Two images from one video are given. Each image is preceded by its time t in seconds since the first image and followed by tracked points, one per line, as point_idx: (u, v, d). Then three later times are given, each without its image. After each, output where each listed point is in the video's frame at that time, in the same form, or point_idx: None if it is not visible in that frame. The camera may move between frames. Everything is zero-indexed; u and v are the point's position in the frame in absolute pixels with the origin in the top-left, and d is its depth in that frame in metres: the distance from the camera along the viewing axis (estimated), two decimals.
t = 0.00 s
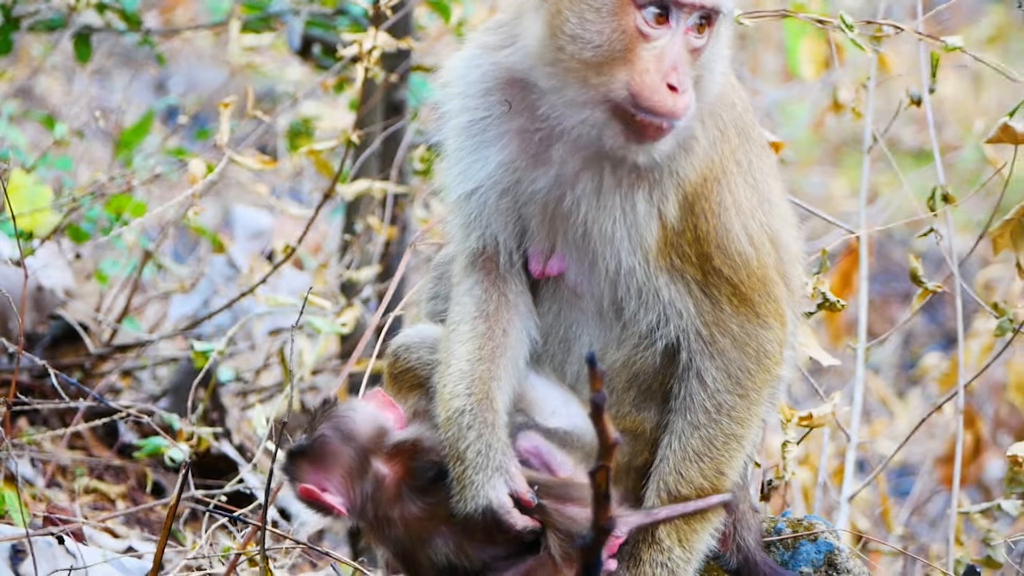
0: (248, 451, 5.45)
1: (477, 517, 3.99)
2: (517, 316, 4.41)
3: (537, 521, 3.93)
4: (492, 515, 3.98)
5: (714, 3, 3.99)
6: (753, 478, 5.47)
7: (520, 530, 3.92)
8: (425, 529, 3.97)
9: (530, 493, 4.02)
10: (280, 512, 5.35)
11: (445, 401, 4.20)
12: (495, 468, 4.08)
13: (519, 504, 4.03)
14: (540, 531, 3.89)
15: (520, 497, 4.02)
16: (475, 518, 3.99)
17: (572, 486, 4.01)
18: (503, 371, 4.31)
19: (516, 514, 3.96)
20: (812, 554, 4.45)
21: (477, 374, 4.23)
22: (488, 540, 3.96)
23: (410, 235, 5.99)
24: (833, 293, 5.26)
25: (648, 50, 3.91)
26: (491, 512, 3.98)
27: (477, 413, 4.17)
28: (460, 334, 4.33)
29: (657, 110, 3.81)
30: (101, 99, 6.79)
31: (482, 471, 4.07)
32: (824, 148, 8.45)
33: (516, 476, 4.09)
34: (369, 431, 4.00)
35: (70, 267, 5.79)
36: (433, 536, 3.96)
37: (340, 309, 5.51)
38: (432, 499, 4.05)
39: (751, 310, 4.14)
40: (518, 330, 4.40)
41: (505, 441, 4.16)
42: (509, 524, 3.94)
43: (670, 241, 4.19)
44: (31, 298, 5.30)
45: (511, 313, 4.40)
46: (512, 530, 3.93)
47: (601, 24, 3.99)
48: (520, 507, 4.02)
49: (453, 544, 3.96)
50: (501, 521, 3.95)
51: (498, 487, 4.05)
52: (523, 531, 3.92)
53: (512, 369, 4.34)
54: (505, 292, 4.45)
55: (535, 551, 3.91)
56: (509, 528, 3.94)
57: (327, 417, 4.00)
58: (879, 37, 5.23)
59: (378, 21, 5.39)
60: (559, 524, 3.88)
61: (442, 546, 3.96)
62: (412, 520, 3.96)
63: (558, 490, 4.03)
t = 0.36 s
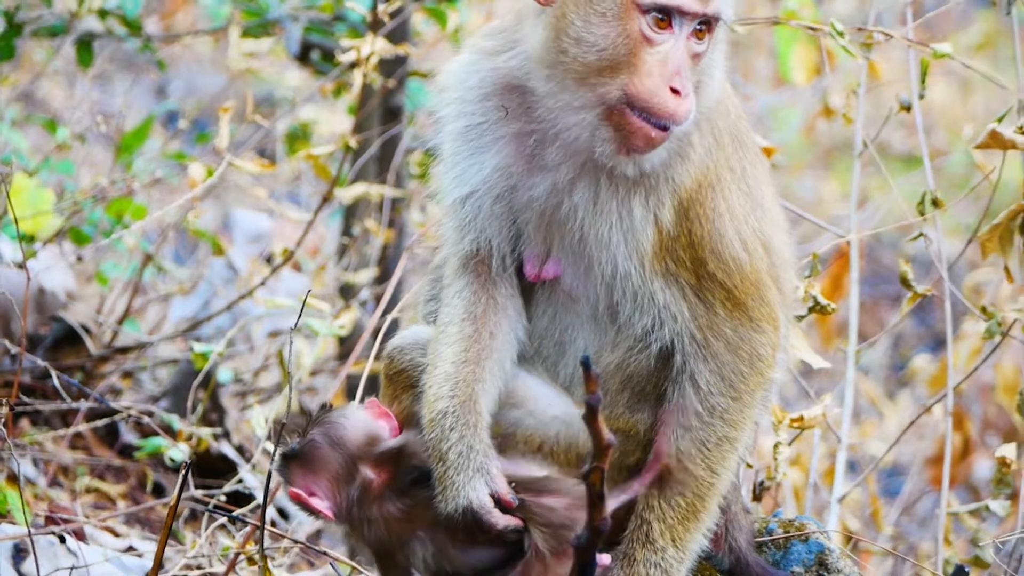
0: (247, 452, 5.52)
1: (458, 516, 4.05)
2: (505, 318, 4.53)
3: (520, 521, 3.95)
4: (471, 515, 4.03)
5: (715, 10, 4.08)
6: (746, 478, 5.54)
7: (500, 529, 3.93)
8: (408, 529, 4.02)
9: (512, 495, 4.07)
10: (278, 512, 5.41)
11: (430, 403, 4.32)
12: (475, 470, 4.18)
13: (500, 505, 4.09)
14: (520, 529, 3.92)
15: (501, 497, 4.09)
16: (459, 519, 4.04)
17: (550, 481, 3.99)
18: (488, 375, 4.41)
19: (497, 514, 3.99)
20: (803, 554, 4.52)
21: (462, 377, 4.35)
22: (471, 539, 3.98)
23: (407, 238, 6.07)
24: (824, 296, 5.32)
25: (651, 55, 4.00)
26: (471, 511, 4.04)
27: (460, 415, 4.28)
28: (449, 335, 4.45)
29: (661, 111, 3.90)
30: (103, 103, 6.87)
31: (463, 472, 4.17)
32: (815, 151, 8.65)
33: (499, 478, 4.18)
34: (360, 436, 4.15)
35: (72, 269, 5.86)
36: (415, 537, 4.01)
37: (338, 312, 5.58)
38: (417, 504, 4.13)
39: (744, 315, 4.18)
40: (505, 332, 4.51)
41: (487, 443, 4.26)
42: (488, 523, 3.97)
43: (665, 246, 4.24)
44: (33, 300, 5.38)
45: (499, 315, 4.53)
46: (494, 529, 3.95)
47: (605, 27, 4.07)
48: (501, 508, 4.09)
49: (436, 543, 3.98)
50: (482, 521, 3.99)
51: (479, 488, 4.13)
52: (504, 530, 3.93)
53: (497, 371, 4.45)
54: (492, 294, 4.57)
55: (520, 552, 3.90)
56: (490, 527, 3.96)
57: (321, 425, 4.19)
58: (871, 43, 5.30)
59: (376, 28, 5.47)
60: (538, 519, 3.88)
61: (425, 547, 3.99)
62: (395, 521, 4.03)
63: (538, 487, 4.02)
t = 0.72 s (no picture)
0: (253, 453, 5.76)
1: (429, 509, 4.29)
2: (484, 321, 4.76)
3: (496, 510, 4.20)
4: (444, 506, 4.27)
5: (708, 31, 4.34)
6: (731, 479, 5.79)
7: (476, 525, 4.13)
8: (390, 531, 4.23)
9: (480, 485, 4.37)
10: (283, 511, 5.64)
11: (405, 404, 4.59)
12: (444, 463, 4.43)
13: (470, 496, 4.36)
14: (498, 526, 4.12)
15: (470, 488, 4.37)
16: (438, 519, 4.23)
17: (517, 468, 4.36)
18: (462, 376, 4.64)
19: (469, 505, 4.24)
20: (786, 552, 4.74)
21: (435, 378, 4.60)
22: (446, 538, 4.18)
23: (406, 249, 6.32)
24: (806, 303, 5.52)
25: (648, 73, 4.27)
26: (442, 502, 4.29)
27: (430, 414, 4.53)
28: (428, 339, 4.71)
29: (651, 124, 4.17)
30: (114, 118, 7.15)
31: (432, 467, 4.42)
32: (797, 166, 8.98)
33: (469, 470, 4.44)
34: (353, 436, 4.39)
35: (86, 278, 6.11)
36: (396, 539, 4.22)
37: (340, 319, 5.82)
38: (401, 505, 4.31)
39: (729, 323, 4.41)
40: (484, 335, 4.74)
41: (455, 439, 4.51)
42: (464, 516, 4.19)
43: (653, 257, 4.46)
44: (48, 307, 5.64)
45: (481, 319, 4.76)
46: (469, 521, 4.16)
47: (604, 45, 4.32)
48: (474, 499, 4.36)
49: (415, 544, 4.18)
50: (458, 522, 4.18)
51: (451, 480, 4.39)
52: (480, 525, 4.13)
53: (473, 372, 4.68)
54: (475, 298, 4.80)
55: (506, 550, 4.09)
56: (465, 519, 4.18)
57: (316, 427, 4.41)
58: (851, 62, 5.50)
59: (377, 46, 5.72)
60: (514, 505, 4.20)
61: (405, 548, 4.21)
62: (379, 523, 4.24)
63: (504, 473, 4.37)
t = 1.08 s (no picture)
0: (261, 448, 6.08)
1: (422, 504, 4.59)
2: (478, 324, 5.05)
3: (485, 511, 4.48)
4: (436, 503, 4.57)
5: (694, 51, 4.60)
6: (714, 473, 6.11)
7: (467, 520, 4.45)
8: (388, 522, 4.52)
9: (470, 483, 4.64)
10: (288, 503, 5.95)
11: (401, 405, 4.86)
12: (435, 463, 4.72)
13: (461, 493, 4.65)
14: (488, 524, 4.43)
15: (461, 486, 4.66)
16: (433, 514, 4.53)
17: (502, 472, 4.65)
18: (454, 377, 4.94)
19: (458, 503, 4.53)
20: (765, 541, 4.94)
21: (428, 380, 4.89)
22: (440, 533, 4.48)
23: (407, 254, 6.67)
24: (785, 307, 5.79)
25: (636, 87, 4.52)
26: (432, 499, 4.59)
27: (423, 415, 4.82)
28: (425, 341, 4.99)
29: (643, 138, 4.41)
30: (130, 132, 7.50)
31: (424, 464, 4.71)
32: (777, 176, 9.51)
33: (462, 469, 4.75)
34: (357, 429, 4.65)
35: (102, 282, 6.45)
36: (395, 530, 4.51)
37: (343, 321, 6.16)
38: (396, 502, 4.61)
39: (714, 326, 4.69)
40: (478, 337, 5.03)
41: (446, 439, 4.80)
42: (453, 512, 4.49)
43: (643, 264, 4.74)
44: (67, 309, 5.99)
45: (475, 322, 5.05)
46: (458, 517, 4.47)
47: (596, 60, 4.59)
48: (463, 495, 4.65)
49: (414, 536, 4.49)
50: (452, 518, 4.48)
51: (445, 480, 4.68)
52: (471, 521, 4.44)
53: (466, 373, 4.98)
54: (472, 302, 5.10)
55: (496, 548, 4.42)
56: (454, 515, 4.48)
57: (324, 418, 4.62)
58: (826, 78, 5.77)
59: (379, 64, 6.04)
60: (499, 505, 4.47)
61: (402, 538, 4.50)
62: (378, 514, 4.51)
63: (492, 476, 4.66)
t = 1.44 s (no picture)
0: (258, 450, 6.09)
1: (435, 512, 4.54)
2: (482, 328, 5.03)
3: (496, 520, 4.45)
4: (449, 511, 4.52)
5: (692, 53, 4.60)
6: (711, 475, 6.12)
7: (479, 527, 4.41)
8: (396, 530, 4.45)
9: (482, 491, 4.64)
10: (285, 505, 5.95)
11: (410, 411, 4.85)
12: (448, 471, 4.70)
13: (473, 501, 4.63)
14: (498, 532, 4.39)
15: (473, 494, 4.63)
16: (443, 524, 4.48)
17: (514, 484, 4.69)
18: (462, 383, 4.92)
19: (472, 511, 4.50)
20: (762, 544, 4.94)
21: (436, 387, 4.86)
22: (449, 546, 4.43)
23: (404, 257, 6.68)
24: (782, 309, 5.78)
25: (632, 89, 4.51)
26: (447, 507, 4.54)
27: (433, 422, 4.79)
28: (429, 348, 4.97)
29: (638, 138, 4.41)
30: (128, 134, 7.51)
31: (438, 473, 4.69)
32: (774, 179, 9.54)
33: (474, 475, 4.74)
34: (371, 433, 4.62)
35: (100, 284, 6.45)
36: (403, 538, 4.44)
37: (340, 323, 6.17)
38: (404, 510, 4.55)
39: (712, 328, 4.69)
40: (481, 342, 5.01)
41: (459, 447, 4.77)
42: (466, 519, 4.46)
43: (640, 266, 4.73)
44: (64, 311, 5.99)
45: (479, 326, 5.03)
46: (471, 525, 4.43)
47: (592, 62, 4.60)
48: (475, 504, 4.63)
49: (423, 544, 4.43)
50: (463, 526, 4.45)
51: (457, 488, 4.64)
52: (482, 528, 4.41)
53: (472, 378, 4.96)
54: (473, 306, 5.06)
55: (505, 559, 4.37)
56: (467, 523, 4.44)
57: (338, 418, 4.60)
58: (824, 81, 5.76)
59: (376, 66, 6.05)
60: (512, 518, 4.49)
61: (409, 547, 4.43)
62: (386, 521, 4.46)
63: (503, 488, 4.69)
